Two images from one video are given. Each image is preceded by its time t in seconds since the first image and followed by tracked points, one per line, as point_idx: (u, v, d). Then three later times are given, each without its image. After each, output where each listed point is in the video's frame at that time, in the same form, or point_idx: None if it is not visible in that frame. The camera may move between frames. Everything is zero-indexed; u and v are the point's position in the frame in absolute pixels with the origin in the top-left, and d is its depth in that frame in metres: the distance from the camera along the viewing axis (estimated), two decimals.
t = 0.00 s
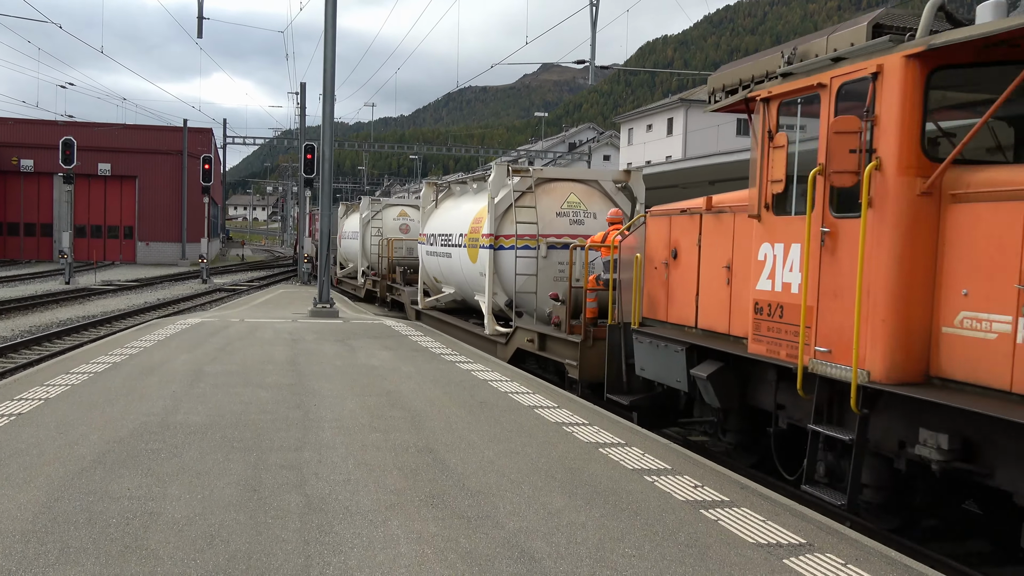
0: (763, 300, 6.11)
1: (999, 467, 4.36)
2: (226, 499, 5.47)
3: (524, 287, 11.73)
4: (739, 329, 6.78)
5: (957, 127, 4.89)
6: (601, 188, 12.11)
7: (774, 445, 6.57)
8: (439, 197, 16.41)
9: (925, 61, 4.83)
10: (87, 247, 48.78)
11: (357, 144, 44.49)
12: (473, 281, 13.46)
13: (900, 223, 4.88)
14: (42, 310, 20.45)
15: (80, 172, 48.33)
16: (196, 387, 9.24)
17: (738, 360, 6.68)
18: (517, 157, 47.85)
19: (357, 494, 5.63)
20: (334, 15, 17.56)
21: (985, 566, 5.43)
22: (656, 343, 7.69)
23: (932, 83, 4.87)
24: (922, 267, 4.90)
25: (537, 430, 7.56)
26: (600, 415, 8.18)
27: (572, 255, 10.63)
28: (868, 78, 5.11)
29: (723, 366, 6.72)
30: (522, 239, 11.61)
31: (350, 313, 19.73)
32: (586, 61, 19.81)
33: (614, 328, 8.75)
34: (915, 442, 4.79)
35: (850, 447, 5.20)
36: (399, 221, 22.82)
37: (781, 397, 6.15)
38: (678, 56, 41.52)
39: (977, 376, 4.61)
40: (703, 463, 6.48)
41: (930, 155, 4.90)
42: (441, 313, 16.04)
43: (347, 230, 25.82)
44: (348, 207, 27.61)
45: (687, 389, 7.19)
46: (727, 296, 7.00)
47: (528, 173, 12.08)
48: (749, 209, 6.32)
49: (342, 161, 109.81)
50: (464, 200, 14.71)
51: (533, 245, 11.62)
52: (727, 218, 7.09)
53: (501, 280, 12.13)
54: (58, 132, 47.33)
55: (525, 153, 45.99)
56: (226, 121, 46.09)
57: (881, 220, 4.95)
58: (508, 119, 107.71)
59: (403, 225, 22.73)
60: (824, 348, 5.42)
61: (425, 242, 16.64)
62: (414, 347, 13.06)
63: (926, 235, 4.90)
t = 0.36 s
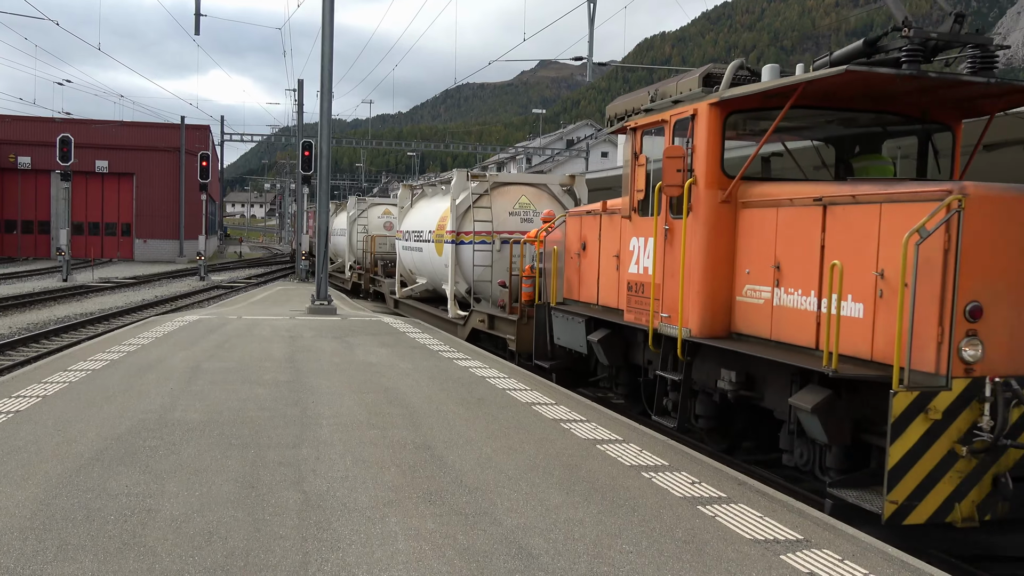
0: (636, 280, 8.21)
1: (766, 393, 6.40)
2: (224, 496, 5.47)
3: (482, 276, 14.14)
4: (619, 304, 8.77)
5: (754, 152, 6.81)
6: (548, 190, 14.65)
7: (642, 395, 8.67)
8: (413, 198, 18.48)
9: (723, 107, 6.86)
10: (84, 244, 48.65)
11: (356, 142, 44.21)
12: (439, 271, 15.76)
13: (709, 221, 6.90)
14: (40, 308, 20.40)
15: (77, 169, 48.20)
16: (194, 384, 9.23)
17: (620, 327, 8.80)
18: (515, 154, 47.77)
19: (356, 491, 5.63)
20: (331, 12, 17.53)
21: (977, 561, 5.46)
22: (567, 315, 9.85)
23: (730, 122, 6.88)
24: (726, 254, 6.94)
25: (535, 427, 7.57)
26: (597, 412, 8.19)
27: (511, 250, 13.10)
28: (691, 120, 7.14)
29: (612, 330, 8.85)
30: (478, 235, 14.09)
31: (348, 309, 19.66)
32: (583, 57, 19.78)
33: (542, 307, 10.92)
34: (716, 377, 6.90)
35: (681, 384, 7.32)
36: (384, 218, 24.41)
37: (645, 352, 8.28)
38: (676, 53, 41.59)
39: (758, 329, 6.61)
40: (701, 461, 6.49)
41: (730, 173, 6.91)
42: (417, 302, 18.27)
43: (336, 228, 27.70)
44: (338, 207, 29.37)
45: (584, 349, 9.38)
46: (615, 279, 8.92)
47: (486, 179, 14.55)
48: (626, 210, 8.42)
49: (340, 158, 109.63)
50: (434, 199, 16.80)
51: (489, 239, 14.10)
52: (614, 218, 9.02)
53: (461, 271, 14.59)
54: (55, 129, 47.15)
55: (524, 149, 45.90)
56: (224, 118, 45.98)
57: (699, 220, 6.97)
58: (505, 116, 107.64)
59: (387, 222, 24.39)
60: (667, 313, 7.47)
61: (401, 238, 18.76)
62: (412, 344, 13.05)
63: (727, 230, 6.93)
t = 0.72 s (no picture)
0: (552, 267, 9.90)
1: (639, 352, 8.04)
2: (222, 494, 5.47)
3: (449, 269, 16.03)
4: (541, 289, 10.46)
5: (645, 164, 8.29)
6: (508, 193, 16.69)
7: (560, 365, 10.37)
8: (392, 198, 20.38)
9: (613, 132, 8.44)
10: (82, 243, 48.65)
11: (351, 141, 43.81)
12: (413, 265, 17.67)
13: (599, 221, 8.56)
14: (38, 307, 20.39)
15: (75, 168, 48.16)
16: (192, 382, 9.24)
17: (546, 306, 10.46)
18: (513, 151, 47.79)
19: (354, 489, 5.64)
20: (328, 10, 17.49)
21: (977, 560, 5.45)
22: (507, 300, 11.56)
23: (618, 143, 8.45)
24: (612, 246, 8.60)
25: (532, 424, 7.57)
26: (595, 410, 8.19)
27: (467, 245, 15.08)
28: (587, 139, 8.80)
29: (540, 310, 10.54)
30: (444, 232, 16.32)
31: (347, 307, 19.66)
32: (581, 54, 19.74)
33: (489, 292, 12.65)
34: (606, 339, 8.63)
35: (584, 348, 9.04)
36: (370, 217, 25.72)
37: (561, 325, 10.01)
38: (674, 51, 41.68)
39: (634, 304, 8.29)
40: (698, 458, 6.50)
41: (617, 183, 8.52)
42: (397, 292, 20.13)
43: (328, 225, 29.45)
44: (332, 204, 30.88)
45: (519, 326, 11.12)
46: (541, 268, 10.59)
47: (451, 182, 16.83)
48: (548, 210, 10.07)
49: (337, 156, 109.61)
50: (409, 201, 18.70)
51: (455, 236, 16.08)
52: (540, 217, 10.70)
53: (430, 264, 16.75)
54: (53, 128, 47.08)
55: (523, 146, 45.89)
56: (221, 116, 45.90)
57: (594, 220, 8.63)
58: (503, 114, 107.67)
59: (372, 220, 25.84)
60: (573, 294, 9.16)
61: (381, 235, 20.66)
62: (409, 342, 13.05)
63: (613, 228, 8.59)
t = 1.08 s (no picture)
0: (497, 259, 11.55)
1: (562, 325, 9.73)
2: (221, 493, 5.47)
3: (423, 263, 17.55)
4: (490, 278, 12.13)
5: (575, 173, 9.80)
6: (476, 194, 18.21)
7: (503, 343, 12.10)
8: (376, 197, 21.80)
9: (539, 149, 10.04)
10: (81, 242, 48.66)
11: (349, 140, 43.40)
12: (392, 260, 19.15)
13: (530, 221, 10.17)
14: (36, 306, 20.36)
15: (73, 167, 48.15)
16: (192, 381, 9.25)
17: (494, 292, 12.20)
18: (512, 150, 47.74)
19: (353, 487, 5.64)
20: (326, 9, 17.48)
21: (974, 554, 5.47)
22: (465, 288, 13.26)
23: (545, 157, 10.04)
24: (541, 241, 10.23)
25: (531, 422, 7.59)
26: (592, 405, 8.23)
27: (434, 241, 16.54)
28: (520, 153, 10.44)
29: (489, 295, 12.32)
30: (419, 230, 17.78)
31: (345, 306, 19.67)
32: (580, 52, 19.73)
33: (450, 282, 14.37)
34: (536, 316, 10.39)
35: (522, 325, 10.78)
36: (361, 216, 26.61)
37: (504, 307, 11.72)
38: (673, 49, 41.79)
39: (556, 288, 9.95)
40: (695, 455, 6.52)
41: (543, 189, 10.12)
42: (380, 285, 21.51)
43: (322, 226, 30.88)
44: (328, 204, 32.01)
45: (473, 310, 12.87)
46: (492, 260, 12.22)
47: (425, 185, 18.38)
48: (494, 211, 11.73)
49: (336, 155, 109.61)
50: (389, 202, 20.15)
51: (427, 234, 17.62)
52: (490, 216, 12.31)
53: (405, 259, 18.20)
54: (51, 127, 47.02)
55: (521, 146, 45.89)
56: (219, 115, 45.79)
57: (526, 220, 10.26)
58: (502, 112, 107.72)
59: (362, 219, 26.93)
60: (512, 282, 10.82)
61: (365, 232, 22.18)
62: (408, 340, 13.06)
63: (541, 226, 10.22)
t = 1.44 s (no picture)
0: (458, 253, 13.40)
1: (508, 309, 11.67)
2: (222, 493, 5.47)
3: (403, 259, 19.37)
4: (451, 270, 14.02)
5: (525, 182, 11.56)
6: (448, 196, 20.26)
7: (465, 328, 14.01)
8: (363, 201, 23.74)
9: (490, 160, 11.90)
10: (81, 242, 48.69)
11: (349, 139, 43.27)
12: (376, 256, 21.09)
13: (482, 220, 12.01)
14: (36, 306, 20.34)
15: (73, 167, 48.13)
16: (193, 381, 9.25)
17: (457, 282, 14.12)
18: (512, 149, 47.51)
19: (354, 487, 5.64)
20: (326, 10, 17.46)
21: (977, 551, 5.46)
22: (433, 280, 15.12)
23: (495, 167, 11.89)
24: (492, 237, 12.11)
25: (531, 421, 7.59)
26: (594, 405, 8.22)
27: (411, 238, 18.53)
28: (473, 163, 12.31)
29: (453, 284, 14.22)
30: (399, 229, 19.79)
31: (345, 306, 19.63)
32: (580, 52, 19.68)
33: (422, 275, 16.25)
34: (489, 301, 12.37)
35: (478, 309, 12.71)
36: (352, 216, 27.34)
37: (465, 295, 13.62)
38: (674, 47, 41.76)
39: (503, 278, 11.87)
40: (697, 454, 6.50)
41: (494, 194, 11.97)
42: (366, 281, 23.31)
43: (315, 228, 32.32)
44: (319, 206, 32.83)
45: (441, 299, 14.76)
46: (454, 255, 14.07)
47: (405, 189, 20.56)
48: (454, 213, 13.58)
49: (336, 155, 109.50)
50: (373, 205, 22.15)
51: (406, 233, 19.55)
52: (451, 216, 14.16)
53: (387, 255, 20.36)
54: (51, 127, 47.01)
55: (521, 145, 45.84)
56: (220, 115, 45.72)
57: (479, 220, 12.14)
58: (501, 111, 107.70)
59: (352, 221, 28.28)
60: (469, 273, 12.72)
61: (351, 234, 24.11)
62: (408, 339, 13.04)
63: (492, 224, 12.09)
